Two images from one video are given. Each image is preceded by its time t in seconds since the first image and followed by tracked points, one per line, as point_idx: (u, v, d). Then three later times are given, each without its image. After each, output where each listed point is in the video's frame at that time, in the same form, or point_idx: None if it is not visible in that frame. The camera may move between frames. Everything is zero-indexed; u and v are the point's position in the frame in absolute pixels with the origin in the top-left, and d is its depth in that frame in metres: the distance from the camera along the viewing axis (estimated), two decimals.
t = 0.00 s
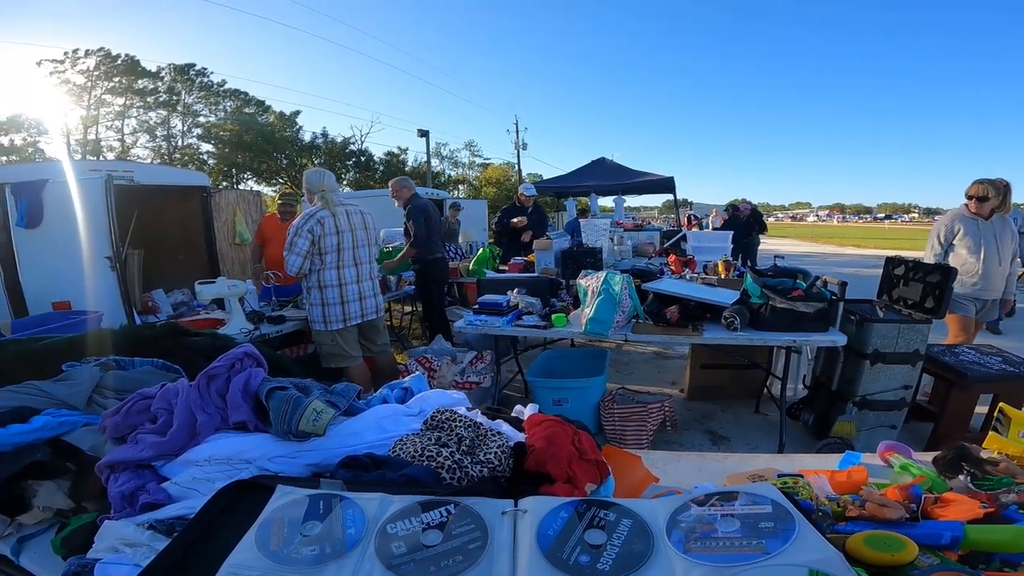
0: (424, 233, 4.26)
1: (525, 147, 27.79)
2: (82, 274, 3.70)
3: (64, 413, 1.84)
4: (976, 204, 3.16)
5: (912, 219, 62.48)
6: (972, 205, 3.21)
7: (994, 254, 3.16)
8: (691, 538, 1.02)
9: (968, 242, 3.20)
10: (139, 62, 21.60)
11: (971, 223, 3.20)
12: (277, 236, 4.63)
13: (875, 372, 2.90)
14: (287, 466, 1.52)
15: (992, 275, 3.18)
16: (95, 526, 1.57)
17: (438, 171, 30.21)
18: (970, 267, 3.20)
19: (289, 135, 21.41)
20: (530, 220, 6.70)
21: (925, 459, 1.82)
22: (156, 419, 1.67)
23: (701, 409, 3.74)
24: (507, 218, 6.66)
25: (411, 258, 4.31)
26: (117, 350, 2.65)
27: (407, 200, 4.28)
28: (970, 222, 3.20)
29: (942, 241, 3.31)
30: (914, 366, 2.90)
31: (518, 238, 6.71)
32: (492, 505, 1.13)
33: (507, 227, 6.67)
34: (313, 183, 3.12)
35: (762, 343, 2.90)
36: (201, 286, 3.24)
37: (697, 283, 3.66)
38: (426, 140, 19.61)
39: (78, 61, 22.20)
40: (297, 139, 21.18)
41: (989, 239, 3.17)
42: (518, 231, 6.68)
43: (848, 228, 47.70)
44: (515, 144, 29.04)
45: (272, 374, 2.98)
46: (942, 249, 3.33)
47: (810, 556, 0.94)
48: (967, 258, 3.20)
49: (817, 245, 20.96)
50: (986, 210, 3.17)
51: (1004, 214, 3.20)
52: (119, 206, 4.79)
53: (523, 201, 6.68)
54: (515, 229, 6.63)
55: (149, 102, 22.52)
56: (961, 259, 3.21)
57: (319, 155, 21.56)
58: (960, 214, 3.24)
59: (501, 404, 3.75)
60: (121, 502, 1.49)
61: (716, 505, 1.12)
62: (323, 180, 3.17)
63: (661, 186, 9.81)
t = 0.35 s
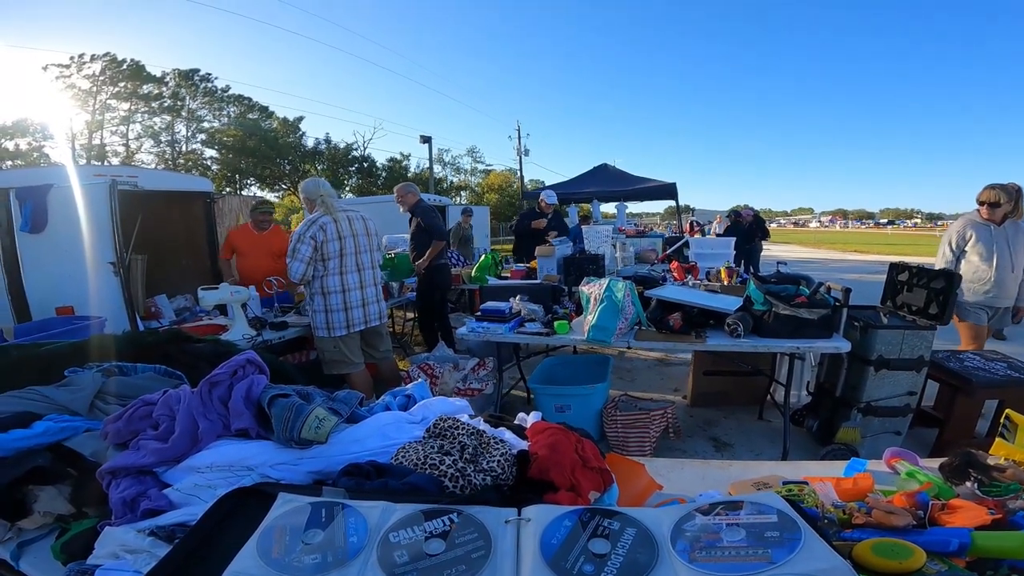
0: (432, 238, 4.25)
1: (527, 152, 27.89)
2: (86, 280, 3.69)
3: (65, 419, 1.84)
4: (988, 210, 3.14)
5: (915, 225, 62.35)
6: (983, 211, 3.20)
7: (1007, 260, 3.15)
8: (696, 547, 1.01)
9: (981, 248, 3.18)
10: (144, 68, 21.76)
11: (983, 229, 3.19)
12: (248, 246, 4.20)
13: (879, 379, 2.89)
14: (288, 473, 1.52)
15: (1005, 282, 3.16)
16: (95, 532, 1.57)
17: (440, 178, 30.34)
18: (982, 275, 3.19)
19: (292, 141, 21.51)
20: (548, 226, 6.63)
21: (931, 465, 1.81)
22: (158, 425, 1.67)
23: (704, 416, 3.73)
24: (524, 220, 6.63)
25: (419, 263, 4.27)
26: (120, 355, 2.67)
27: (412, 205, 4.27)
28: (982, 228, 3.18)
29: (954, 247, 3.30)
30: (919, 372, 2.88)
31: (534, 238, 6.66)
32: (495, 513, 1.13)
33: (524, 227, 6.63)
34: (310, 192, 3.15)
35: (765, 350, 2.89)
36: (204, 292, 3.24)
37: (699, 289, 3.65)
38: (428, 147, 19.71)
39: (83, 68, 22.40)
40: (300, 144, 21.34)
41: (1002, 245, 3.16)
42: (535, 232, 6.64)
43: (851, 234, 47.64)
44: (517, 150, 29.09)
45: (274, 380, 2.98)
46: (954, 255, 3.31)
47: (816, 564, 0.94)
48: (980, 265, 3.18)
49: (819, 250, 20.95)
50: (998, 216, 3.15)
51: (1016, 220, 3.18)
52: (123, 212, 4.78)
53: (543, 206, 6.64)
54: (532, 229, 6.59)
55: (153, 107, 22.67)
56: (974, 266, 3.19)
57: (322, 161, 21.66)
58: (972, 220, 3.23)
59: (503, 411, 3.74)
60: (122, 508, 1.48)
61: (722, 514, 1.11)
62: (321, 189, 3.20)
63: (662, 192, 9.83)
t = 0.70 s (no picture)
0: (430, 234, 4.25)
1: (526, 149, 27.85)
2: (87, 279, 3.68)
3: (66, 417, 1.84)
4: (1003, 209, 3.12)
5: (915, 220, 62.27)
6: (996, 208, 3.17)
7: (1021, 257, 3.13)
8: (697, 548, 1.01)
9: (994, 245, 3.16)
10: (142, 66, 21.70)
11: (995, 226, 3.16)
12: (219, 244, 4.01)
13: (880, 375, 2.89)
14: (289, 471, 1.51)
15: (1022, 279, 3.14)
16: (97, 530, 1.57)
17: (440, 175, 30.31)
18: (998, 273, 3.16)
19: (291, 138, 21.48)
20: (560, 222, 6.50)
21: (933, 462, 1.80)
22: (158, 423, 1.66)
23: (705, 412, 3.72)
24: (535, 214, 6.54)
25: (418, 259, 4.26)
26: (119, 353, 2.67)
27: (409, 203, 4.27)
28: (995, 226, 3.16)
29: (967, 245, 3.26)
30: (919, 368, 2.88)
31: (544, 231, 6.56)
32: (496, 510, 1.12)
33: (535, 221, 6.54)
34: (311, 189, 3.14)
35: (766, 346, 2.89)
36: (204, 290, 3.23)
37: (699, 285, 3.64)
38: (427, 144, 19.68)
39: (81, 66, 22.36)
40: (298, 142, 21.32)
41: (1015, 241, 3.14)
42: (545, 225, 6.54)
43: (851, 230, 47.60)
44: (517, 147, 29.02)
45: (274, 378, 2.98)
46: (966, 252, 3.27)
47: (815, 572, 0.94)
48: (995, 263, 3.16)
49: (819, 247, 20.94)
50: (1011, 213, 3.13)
51: None
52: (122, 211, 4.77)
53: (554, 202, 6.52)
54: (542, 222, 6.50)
55: (152, 105, 22.62)
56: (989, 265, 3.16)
57: (322, 159, 21.63)
58: (983, 217, 3.20)
59: (504, 408, 3.74)
60: (123, 507, 1.48)
61: (722, 518, 1.10)
62: (325, 184, 3.18)
63: (662, 188, 9.81)
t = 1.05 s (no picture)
0: (424, 227, 4.24)
1: (523, 139, 27.71)
2: (82, 275, 3.67)
3: (66, 413, 1.83)
4: (1008, 199, 3.10)
5: (914, 207, 62.20)
6: (999, 198, 3.16)
7: None
8: (698, 537, 1.01)
9: (999, 234, 3.15)
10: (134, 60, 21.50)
11: (999, 215, 3.15)
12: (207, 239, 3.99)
13: (879, 363, 2.89)
14: (289, 465, 1.51)
15: None
16: (99, 527, 1.56)
17: (437, 167, 30.18)
18: (1002, 263, 3.16)
19: (286, 132, 21.33)
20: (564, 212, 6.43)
21: (933, 451, 1.80)
22: (157, 418, 1.66)
23: (705, 401, 3.73)
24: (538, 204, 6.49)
25: (415, 254, 4.26)
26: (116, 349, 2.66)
27: (400, 194, 4.24)
28: (999, 214, 3.15)
29: (970, 234, 3.24)
30: (919, 356, 2.88)
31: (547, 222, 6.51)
32: (496, 501, 1.12)
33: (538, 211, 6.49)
34: (315, 179, 3.12)
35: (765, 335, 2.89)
36: (201, 284, 3.21)
37: (698, 274, 3.63)
38: (423, 136, 19.56)
39: (72, 62, 22.16)
40: (294, 135, 21.18)
41: (1020, 230, 3.14)
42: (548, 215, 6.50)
43: (849, 217, 47.52)
44: (514, 138, 28.85)
45: (274, 371, 2.97)
46: (970, 242, 3.26)
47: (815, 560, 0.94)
48: (1000, 252, 3.15)
49: (818, 235, 20.94)
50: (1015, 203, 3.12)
51: None
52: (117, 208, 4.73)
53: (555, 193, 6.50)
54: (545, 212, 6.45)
55: (145, 101, 22.45)
56: (993, 254, 3.16)
57: (318, 152, 21.51)
58: (987, 206, 3.19)
59: (504, 399, 3.75)
60: (125, 503, 1.48)
61: (722, 506, 1.10)
62: (326, 176, 3.18)
63: (661, 177, 9.77)
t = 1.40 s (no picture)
0: (420, 215, 4.21)
1: (520, 126, 27.51)
2: (76, 266, 3.64)
3: (64, 407, 1.81)
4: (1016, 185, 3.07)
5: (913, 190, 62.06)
6: (1008, 184, 3.14)
7: None
8: (697, 519, 1.01)
9: (1005, 221, 3.12)
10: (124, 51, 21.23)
11: (1006, 201, 3.13)
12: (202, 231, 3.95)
13: (878, 348, 2.88)
14: (288, 455, 1.50)
15: None
16: (100, 523, 1.55)
17: (434, 156, 30.01)
18: (1008, 250, 3.13)
19: (280, 122, 21.12)
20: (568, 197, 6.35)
21: (933, 437, 1.80)
22: (155, 411, 1.65)
23: (704, 387, 3.74)
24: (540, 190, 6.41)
25: (411, 243, 4.25)
26: (114, 341, 2.64)
27: (397, 183, 4.19)
28: (1005, 201, 3.12)
29: (976, 222, 3.23)
30: (918, 341, 2.87)
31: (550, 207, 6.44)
32: (497, 491, 1.11)
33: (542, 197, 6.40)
34: (313, 167, 3.10)
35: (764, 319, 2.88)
36: (198, 276, 3.19)
37: (698, 259, 3.61)
38: (419, 124, 19.40)
39: (61, 54, 21.89)
40: (288, 125, 20.99)
41: None
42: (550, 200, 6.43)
43: (848, 201, 47.42)
44: (511, 125, 28.64)
45: (273, 362, 2.97)
46: (976, 229, 3.25)
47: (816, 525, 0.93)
48: (1006, 238, 3.13)
49: (816, 219, 20.92)
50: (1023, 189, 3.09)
51: None
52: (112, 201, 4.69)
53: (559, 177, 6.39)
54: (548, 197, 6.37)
55: (137, 93, 22.22)
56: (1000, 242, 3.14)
57: (314, 141, 21.34)
58: (994, 192, 3.17)
59: (504, 386, 3.75)
60: (125, 496, 1.47)
61: (720, 481, 1.11)
62: (323, 164, 3.16)
63: (658, 163, 9.72)
